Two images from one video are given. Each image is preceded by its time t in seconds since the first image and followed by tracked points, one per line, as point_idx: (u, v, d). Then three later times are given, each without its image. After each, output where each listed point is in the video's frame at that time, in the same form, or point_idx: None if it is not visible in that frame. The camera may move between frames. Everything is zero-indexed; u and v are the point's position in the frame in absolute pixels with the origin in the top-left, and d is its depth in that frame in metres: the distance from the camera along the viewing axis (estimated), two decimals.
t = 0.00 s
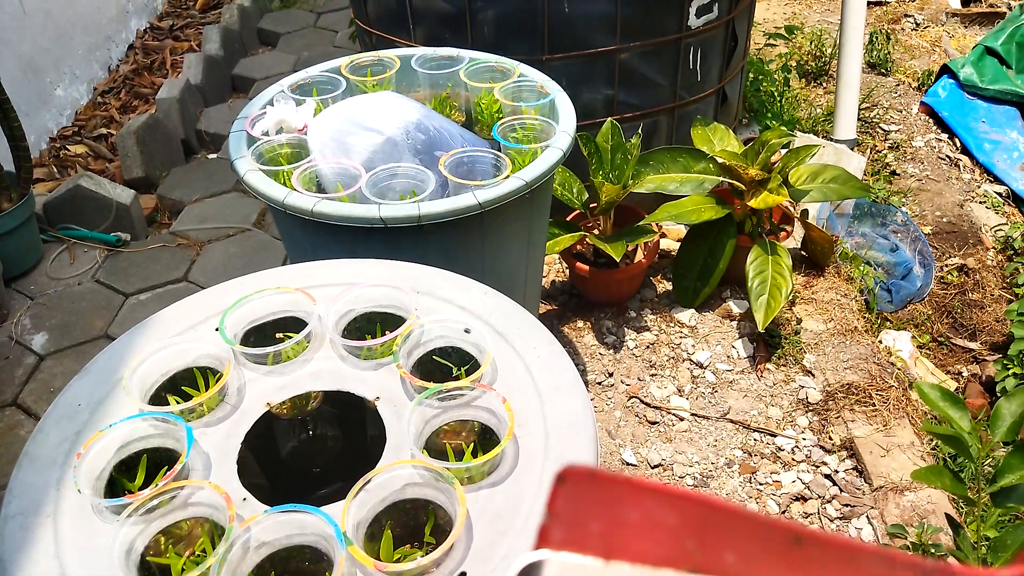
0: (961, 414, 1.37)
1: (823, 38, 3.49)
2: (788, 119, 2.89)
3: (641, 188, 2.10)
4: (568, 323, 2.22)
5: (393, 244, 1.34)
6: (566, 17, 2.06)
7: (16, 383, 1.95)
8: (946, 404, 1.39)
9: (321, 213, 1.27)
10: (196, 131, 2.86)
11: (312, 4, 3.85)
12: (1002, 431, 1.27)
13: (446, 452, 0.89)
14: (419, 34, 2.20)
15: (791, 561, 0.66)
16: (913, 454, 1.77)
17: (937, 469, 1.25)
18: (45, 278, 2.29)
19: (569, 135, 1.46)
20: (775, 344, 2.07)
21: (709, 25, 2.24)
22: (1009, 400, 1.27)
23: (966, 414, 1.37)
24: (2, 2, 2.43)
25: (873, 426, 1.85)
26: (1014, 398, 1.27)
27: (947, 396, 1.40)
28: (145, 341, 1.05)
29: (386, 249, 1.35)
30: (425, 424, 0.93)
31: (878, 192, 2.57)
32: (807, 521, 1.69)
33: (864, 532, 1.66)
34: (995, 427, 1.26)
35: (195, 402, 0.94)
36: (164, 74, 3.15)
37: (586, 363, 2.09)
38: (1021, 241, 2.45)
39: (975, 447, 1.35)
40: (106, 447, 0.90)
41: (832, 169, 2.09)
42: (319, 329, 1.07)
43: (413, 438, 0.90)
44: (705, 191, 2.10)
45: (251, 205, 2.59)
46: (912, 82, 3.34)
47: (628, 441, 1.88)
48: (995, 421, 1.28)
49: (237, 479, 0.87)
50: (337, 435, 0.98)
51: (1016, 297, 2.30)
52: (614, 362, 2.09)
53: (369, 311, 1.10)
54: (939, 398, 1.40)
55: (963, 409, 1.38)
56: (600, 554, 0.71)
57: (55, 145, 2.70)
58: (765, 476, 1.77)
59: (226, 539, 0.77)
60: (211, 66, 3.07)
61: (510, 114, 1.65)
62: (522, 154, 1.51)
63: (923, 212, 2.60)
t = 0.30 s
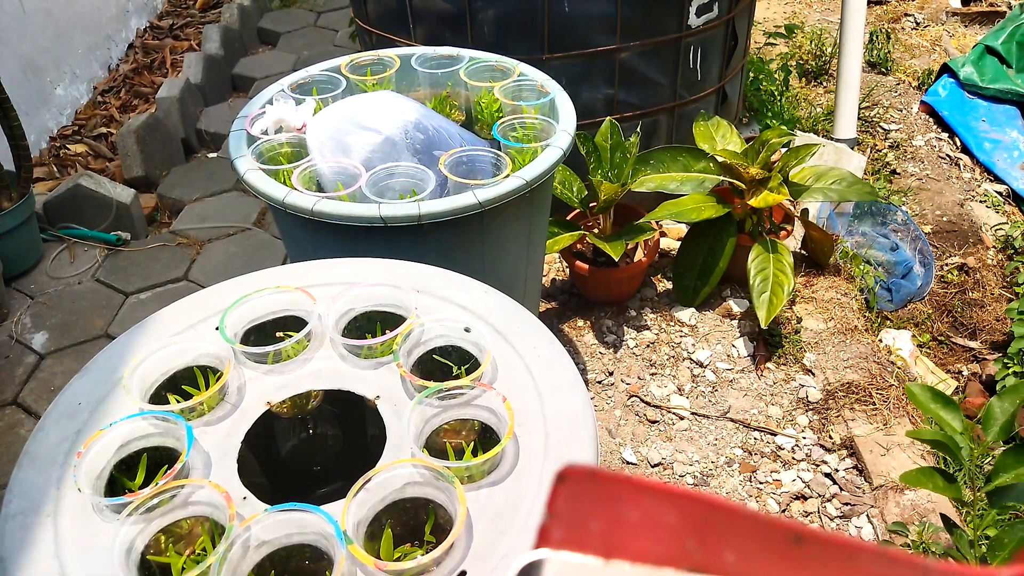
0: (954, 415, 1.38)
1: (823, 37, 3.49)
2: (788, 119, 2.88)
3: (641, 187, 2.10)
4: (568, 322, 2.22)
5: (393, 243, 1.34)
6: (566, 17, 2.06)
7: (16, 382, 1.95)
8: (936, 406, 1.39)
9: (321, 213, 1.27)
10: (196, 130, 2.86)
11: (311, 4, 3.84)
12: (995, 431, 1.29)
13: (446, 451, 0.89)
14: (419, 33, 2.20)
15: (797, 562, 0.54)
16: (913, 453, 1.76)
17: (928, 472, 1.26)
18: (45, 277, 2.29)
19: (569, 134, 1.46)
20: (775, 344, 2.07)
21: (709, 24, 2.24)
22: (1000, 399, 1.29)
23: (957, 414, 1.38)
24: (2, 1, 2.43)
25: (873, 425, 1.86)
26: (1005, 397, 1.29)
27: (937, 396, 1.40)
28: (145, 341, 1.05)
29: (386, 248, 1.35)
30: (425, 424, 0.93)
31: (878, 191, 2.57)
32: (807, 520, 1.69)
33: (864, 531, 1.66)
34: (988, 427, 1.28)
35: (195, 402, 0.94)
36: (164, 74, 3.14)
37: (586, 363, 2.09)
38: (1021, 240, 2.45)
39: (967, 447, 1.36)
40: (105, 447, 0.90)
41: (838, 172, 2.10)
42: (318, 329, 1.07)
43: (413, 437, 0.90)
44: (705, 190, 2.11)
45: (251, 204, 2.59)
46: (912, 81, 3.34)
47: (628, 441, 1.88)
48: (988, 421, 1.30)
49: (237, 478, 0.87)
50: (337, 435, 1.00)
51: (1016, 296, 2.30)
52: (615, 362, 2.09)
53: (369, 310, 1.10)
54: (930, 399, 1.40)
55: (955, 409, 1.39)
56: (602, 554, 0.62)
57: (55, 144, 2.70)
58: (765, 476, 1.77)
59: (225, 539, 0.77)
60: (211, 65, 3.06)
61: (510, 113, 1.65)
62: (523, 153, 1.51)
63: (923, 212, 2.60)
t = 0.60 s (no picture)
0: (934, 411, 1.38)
1: (823, 37, 3.49)
2: (788, 119, 2.88)
3: (641, 188, 2.10)
4: (568, 322, 2.22)
5: (393, 243, 1.34)
6: (566, 17, 2.06)
7: (16, 382, 1.95)
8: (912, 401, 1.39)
9: (321, 213, 1.27)
10: (196, 131, 2.86)
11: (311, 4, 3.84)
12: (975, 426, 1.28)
13: (446, 451, 0.89)
14: (419, 33, 2.20)
15: (796, 564, 0.52)
16: (913, 453, 1.76)
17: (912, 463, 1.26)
18: (45, 278, 2.29)
19: (569, 134, 1.46)
20: (775, 343, 2.07)
21: (709, 24, 2.24)
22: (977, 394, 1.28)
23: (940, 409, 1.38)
24: (2, 2, 2.42)
25: (873, 425, 1.85)
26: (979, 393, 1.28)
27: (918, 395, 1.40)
28: (145, 340, 1.05)
29: (386, 248, 1.35)
30: (425, 424, 0.93)
31: (878, 191, 2.57)
32: (807, 520, 1.69)
33: (863, 531, 1.66)
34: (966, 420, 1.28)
35: (195, 402, 0.94)
36: (164, 74, 3.14)
37: (586, 362, 2.09)
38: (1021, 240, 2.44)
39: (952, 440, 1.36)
40: (106, 447, 0.90)
41: (840, 172, 2.10)
42: (319, 329, 1.07)
43: (412, 437, 0.90)
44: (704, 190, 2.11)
45: (251, 204, 2.59)
46: (912, 82, 3.34)
47: (628, 441, 1.88)
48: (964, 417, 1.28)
49: (237, 478, 0.87)
50: (337, 435, 0.97)
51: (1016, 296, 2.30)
52: (615, 362, 2.09)
53: (369, 311, 1.10)
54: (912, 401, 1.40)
55: (936, 405, 1.39)
56: (601, 554, 0.61)
57: (55, 144, 2.70)
58: (765, 475, 1.77)
59: (225, 539, 0.77)
60: (211, 65, 3.06)
61: (510, 114, 1.65)
62: (522, 154, 1.51)
63: (923, 212, 2.59)
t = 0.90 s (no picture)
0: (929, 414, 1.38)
1: (823, 37, 3.49)
2: (788, 119, 2.88)
3: (640, 187, 2.10)
4: (568, 322, 2.22)
5: (393, 243, 1.34)
6: (566, 17, 2.06)
7: (16, 383, 1.95)
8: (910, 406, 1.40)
9: (321, 213, 1.27)
10: (196, 130, 2.86)
11: (311, 3, 3.84)
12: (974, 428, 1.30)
13: (446, 451, 0.89)
14: (419, 33, 2.20)
15: (797, 565, 0.45)
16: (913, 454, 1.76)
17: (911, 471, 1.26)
18: (45, 277, 2.29)
19: (569, 134, 1.46)
20: (775, 343, 2.07)
21: (709, 24, 2.24)
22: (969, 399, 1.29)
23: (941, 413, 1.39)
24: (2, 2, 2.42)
25: (873, 425, 1.86)
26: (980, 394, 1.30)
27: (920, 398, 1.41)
28: (145, 340, 1.04)
29: (386, 249, 1.35)
30: (425, 424, 0.93)
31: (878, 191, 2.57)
32: (807, 520, 1.69)
33: (863, 531, 1.66)
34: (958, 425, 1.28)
35: (195, 402, 0.94)
36: (164, 74, 3.14)
37: (586, 363, 2.09)
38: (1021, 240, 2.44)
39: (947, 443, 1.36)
40: (105, 447, 0.90)
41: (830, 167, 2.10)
42: (319, 329, 1.07)
43: (412, 437, 0.90)
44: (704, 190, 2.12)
45: (251, 204, 2.59)
46: (912, 81, 3.34)
47: (628, 441, 1.88)
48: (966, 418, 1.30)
49: (237, 478, 0.87)
50: (337, 435, 0.97)
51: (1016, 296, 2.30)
52: (615, 362, 2.09)
53: (369, 311, 1.10)
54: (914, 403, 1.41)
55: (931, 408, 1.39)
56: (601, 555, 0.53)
57: (55, 144, 2.70)
58: (765, 476, 1.77)
59: (225, 539, 0.77)
60: (211, 65, 3.06)
61: (510, 113, 1.65)
62: (522, 153, 1.51)
63: (923, 212, 2.60)
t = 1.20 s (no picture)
0: (957, 416, 1.37)
1: (822, 38, 3.49)
2: (788, 119, 2.88)
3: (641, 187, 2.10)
4: (568, 322, 2.22)
5: (393, 243, 1.34)
6: (566, 17, 2.06)
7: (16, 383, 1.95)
8: (941, 405, 1.39)
9: (321, 213, 1.27)
10: (196, 130, 2.86)
11: (311, 4, 3.84)
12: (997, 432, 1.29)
13: (446, 451, 0.89)
14: (419, 33, 2.20)
15: (796, 565, 0.46)
16: (913, 454, 1.76)
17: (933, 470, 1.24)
18: (45, 278, 2.29)
19: (569, 135, 1.46)
20: (775, 344, 2.07)
21: (709, 24, 2.24)
22: (1002, 400, 1.28)
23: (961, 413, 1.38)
24: (2, 2, 2.42)
25: (873, 425, 1.85)
26: (1008, 397, 1.28)
27: (942, 396, 1.40)
28: (145, 340, 1.05)
29: (386, 249, 1.35)
30: (425, 424, 0.93)
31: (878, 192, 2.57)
32: (807, 520, 1.69)
33: (864, 532, 1.66)
34: (990, 428, 1.28)
35: (195, 402, 0.94)
36: (164, 74, 3.14)
37: (586, 363, 2.09)
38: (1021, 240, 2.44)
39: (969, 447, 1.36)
40: (106, 447, 0.90)
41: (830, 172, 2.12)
42: (319, 329, 1.07)
43: (412, 438, 0.90)
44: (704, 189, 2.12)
45: (251, 205, 2.59)
46: (912, 82, 3.34)
47: (628, 441, 1.88)
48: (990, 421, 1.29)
49: (237, 478, 0.87)
50: (337, 435, 0.97)
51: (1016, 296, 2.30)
52: (614, 362, 2.09)
53: (369, 311, 1.10)
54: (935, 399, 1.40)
55: (958, 409, 1.38)
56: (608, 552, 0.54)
57: (55, 144, 2.70)
58: (765, 476, 1.77)
59: (226, 539, 0.77)
60: (211, 65, 3.06)
61: (510, 114, 1.65)
62: (522, 154, 1.51)
63: (923, 212, 2.60)
